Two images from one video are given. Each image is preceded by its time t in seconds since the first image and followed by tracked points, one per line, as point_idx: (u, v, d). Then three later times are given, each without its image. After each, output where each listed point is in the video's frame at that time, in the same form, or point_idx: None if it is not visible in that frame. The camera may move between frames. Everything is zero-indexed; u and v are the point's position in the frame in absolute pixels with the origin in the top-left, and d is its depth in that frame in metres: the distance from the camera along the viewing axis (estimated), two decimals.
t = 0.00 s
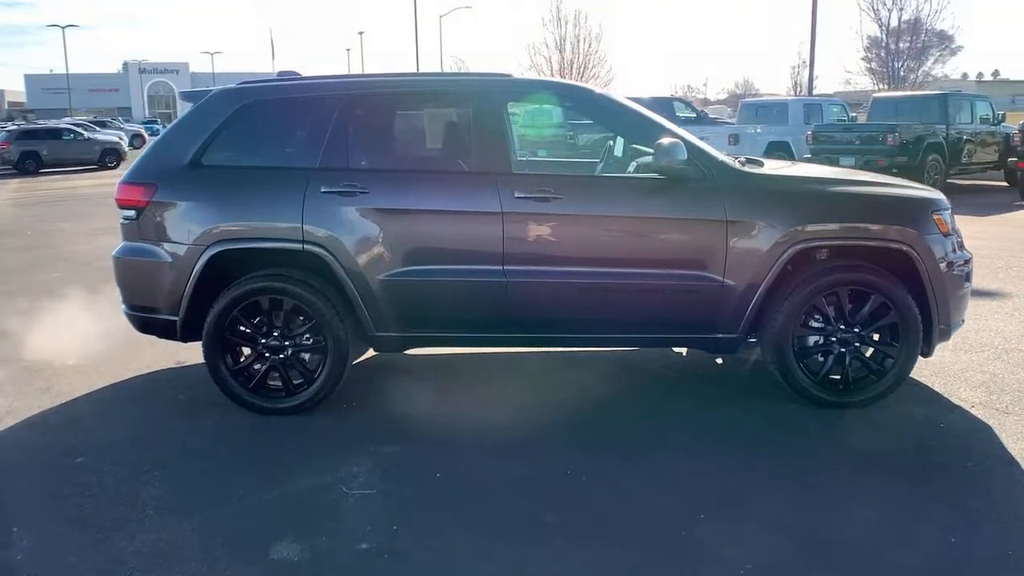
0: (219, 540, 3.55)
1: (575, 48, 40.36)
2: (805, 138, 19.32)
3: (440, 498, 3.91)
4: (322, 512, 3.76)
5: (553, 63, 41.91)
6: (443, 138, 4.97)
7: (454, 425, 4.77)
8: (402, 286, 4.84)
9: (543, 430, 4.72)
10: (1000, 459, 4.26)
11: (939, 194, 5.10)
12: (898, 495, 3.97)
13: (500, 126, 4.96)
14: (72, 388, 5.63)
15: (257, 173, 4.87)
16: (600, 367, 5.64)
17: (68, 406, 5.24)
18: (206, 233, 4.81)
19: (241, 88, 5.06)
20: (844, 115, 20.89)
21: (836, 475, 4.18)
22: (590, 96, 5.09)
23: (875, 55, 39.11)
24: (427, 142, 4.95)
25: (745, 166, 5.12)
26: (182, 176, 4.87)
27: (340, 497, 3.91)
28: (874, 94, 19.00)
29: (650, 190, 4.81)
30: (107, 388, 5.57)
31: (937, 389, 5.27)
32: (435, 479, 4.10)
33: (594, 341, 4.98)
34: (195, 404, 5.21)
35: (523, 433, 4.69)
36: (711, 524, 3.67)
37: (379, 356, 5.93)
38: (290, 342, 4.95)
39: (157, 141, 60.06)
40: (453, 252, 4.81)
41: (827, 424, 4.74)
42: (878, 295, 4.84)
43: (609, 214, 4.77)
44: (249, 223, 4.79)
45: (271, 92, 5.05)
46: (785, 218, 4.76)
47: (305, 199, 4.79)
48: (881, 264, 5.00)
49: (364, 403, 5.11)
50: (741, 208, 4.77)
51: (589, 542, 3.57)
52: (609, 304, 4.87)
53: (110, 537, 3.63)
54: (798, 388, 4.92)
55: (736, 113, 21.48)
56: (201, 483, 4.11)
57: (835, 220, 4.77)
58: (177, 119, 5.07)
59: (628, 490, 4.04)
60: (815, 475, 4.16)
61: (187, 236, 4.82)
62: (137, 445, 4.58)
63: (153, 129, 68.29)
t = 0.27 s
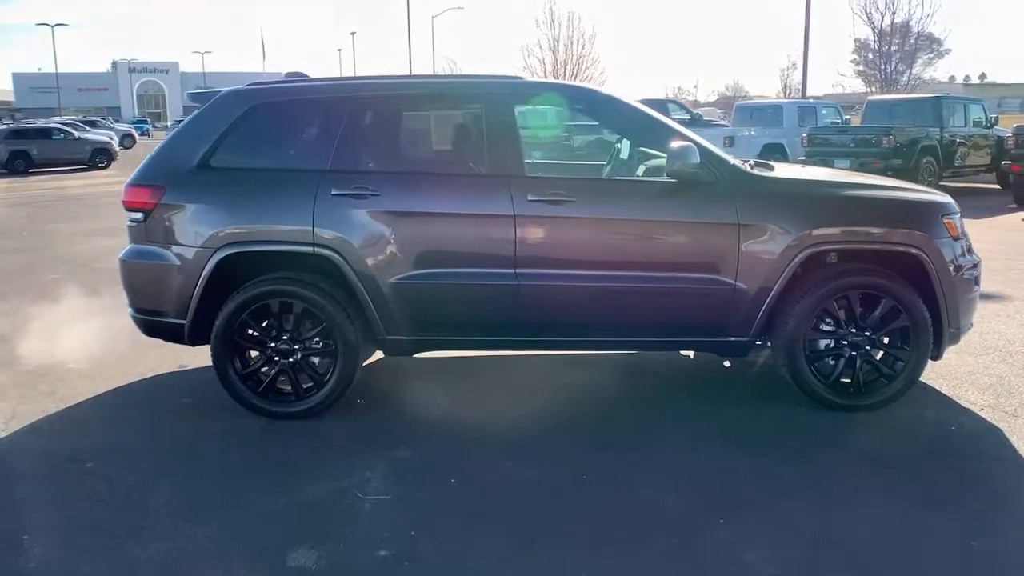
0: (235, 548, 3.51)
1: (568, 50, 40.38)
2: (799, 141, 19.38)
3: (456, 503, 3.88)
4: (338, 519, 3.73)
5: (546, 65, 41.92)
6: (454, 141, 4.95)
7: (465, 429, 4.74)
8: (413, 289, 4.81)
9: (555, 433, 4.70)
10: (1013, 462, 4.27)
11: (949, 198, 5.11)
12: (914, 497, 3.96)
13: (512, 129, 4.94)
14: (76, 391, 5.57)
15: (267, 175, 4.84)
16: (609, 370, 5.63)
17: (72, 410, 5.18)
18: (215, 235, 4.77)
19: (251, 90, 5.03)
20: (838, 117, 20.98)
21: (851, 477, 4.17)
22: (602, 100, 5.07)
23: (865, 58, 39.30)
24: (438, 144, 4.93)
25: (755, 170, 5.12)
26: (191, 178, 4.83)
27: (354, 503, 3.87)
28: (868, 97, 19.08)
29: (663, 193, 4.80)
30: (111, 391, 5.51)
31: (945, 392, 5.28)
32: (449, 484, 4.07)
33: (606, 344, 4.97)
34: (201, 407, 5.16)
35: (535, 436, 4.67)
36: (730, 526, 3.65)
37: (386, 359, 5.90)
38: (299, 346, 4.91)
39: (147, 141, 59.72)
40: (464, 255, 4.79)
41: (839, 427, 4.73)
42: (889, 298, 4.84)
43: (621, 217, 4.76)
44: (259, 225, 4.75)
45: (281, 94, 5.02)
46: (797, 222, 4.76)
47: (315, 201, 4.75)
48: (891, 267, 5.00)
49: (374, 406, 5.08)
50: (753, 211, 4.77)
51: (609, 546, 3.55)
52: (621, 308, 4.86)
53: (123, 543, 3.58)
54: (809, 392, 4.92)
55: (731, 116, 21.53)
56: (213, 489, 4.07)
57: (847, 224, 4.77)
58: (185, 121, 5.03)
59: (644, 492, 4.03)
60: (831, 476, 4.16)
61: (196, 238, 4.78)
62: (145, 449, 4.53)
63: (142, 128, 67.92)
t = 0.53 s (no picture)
0: (241, 552, 3.48)
1: (552, 51, 40.43)
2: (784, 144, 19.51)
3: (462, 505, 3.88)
4: (343, 522, 3.71)
5: (530, 67, 41.95)
6: (454, 142, 4.94)
7: (466, 431, 4.74)
8: (413, 291, 4.80)
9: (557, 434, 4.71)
10: (1011, 462, 4.32)
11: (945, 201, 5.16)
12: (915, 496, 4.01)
13: (512, 131, 4.94)
14: (68, 394, 5.49)
15: (267, 176, 4.81)
16: (607, 372, 5.64)
17: (66, 413, 5.11)
18: (215, 236, 4.73)
19: (250, 90, 5.00)
20: (821, 121, 21.15)
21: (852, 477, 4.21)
22: (602, 102, 5.08)
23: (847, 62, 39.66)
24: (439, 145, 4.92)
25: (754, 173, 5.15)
26: (190, 179, 4.80)
27: (359, 506, 3.86)
28: (852, 100, 19.25)
29: (664, 195, 4.81)
30: (105, 393, 5.45)
31: (940, 394, 5.34)
32: (454, 486, 4.06)
33: (606, 346, 4.99)
34: (198, 410, 5.11)
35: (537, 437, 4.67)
36: (737, 527, 3.68)
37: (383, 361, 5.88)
38: (298, 348, 4.88)
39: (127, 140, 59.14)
40: (466, 257, 4.78)
41: (837, 428, 4.77)
42: (887, 301, 4.89)
43: (623, 219, 4.77)
44: (260, 226, 4.72)
45: (280, 94, 4.99)
46: (797, 225, 4.80)
47: (316, 202, 4.73)
48: (888, 270, 5.05)
49: (373, 408, 5.06)
50: (754, 214, 4.80)
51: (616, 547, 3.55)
52: (621, 310, 4.88)
53: (126, 547, 3.54)
54: (808, 393, 4.95)
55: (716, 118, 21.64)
56: (215, 492, 4.04)
57: (846, 227, 4.81)
58: (183, 120, 4.99)
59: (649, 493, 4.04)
60: (833, 476, 4.19)
61: (195, 239, 4.74)
62: (144, 452, 4.49)
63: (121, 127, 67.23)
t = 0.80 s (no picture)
0: (254, 555, 3.47)
1: (534, 54, 40.49)
2: (767, 147, 19.68)
3: (472, 506, 3.89)
4: (355, 524, 3.71)
5: (512, 69, 41.97)
6: (457, 143, 4.95)
7: (470, 431, 4.75)
8: (417, 292, 4.80)
9: (561, 434, 4.72)
10: (1009, 459, 4.40)
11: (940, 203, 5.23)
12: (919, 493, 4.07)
13: (515, 132, 4.96)
14: (63, 396, 5.43)
15: (270, 176, 4.79)
16: (606, 373, 5.67)
17: (63, 415, 5.06)
18: (217, 237, 4.70)
19: (252, 90, 4.98)
20: (803, 124, 21.35)
21: (855, 475, 4.26)
22: (603, 104, 5.11)
23: (826, 66, 40.06)
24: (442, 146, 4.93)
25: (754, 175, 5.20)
26: (191, 179, 4.76)
27: (369, 507, 3.85)
28: (834, 104, 19.45)
29: (666, 197, 4.85)
30: (101, 395, 5.39)
31: (935, 393, 5.42)
32: (462, 487, 4.07)
33: (608, 347, 5.01)
34: (198, 412, 5.08)
35: (541, 437, 4.69)
36: (745, 526, 3.72)
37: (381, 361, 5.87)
38: (300, 349, 4.86)
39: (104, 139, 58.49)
40: (469, 258, 4.79)
41: (837, 428, 4.83)
42: (885, 301, 4.95)
43: (625, 221, 4.80)
44: (262, 226, 4.70)
45: (283, 94, 4.97)
46: (797, 227, 4.85)
47: (319, 203, 4.72)
48: (886, 271, 5.11)
49: (375, 409, 5.06)
50: (755, 216, 4.84)
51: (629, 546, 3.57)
52: (624, 311, 4.91)
53: (136, 550, 3.51)
54: (807, 393, 5.00)
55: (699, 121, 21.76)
56: (222, 494, 4.01)
57: (845, 229, 4.87)
58: (183, 120, 4.96)
59: (656, 492, 4.07)
60: (836, 475, 4.24)
61: (196, 240, 4.71)
62: (147, 455, 4.45)
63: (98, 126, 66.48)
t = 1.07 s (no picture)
0: (269, 555, 3.47)
1: (514, 54, 40.53)
2: (748, 147, 19.87)
3: (483, 504, 3.91)
4: (368, 523, 3.72)
5: (492, 69, 41.98)
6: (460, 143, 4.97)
7: (475, 430, 4.77)
8: (421, 292, 4.81)
9: (566, 433, 4.76)
10: (1005, 452, 4.50)
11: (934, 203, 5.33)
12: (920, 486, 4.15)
13: (518, 133, 4.98)
14: (61, 399, 5.38)
15: (273, 177, 4.78)
16: (606, 371, 5.71)
17: (63, 418, 5.01)
18: (221, 237, 4.69)
19: (254, 90, 4.97)
20: (783, 125, 21.57)
21: (857, 469, 4.34)
22: (605, 105, 5.15)
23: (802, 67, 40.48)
24: (445, 146, 4.94)
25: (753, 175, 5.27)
26: (194, 179, 4.75)
27: (382, 506, 3.87)
28: (814, 105, 19.67)
29: (669, 197, 4.90)
30: (100, 398, 5.35)
31: (928, 389, 5.52)
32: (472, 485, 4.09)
33: (610, 346, 5.05)
34: (200, 413, 5.06)
35: (546, 436, 4.72)
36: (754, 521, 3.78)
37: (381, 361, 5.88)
38: (304, 349, 4.86)
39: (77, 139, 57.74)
40: (473, 258, 4.81)
41: (836, 424, 4.91)
42: (882, 299, 5.03)
43: (628, 220, 4.84)
44: (266, 227, 4.69)
45: (285, 95, 4.97)
46: (797, 226, 4.92)
47: (324, 203, 4.72)
48: (882, 269, 5.20)
49: (378, 409, 5.06)
50: (755, 215, 4.91)
51: (642, 541, 3.62)
52: (626, 310, 4.95)
53: (150, 552, 3.50)
54: (806, 390, 5.08)
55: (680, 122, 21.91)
56: (231, 495, 4.01)
57: (843, 228, 4.95)
58: (185, 120, 4.94)
59: (664, 488, 4.12)
60: (838, 469, 4.32)
61: (200, 240, 4.69)
62: (152, 456, 4.43)
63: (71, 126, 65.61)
